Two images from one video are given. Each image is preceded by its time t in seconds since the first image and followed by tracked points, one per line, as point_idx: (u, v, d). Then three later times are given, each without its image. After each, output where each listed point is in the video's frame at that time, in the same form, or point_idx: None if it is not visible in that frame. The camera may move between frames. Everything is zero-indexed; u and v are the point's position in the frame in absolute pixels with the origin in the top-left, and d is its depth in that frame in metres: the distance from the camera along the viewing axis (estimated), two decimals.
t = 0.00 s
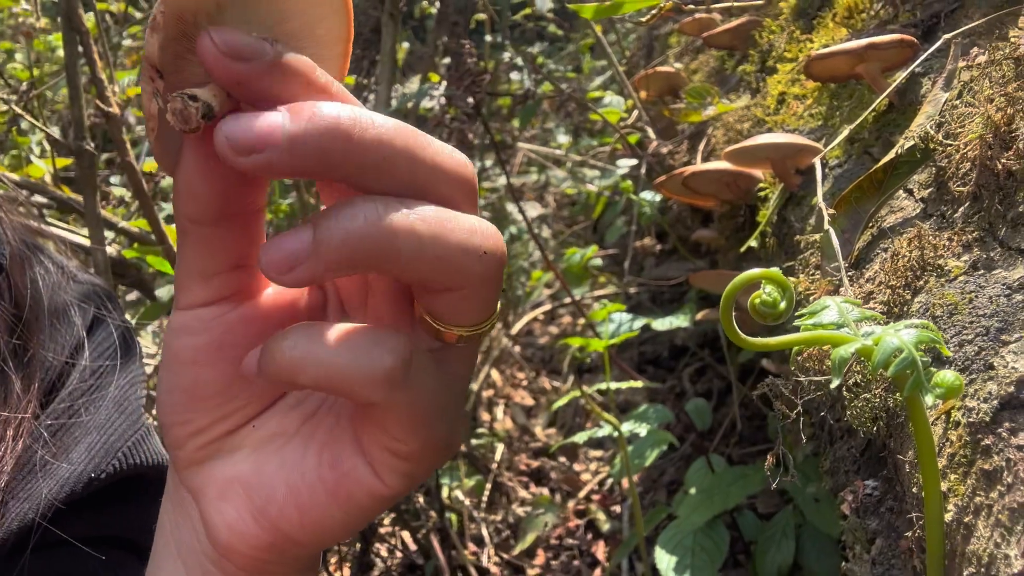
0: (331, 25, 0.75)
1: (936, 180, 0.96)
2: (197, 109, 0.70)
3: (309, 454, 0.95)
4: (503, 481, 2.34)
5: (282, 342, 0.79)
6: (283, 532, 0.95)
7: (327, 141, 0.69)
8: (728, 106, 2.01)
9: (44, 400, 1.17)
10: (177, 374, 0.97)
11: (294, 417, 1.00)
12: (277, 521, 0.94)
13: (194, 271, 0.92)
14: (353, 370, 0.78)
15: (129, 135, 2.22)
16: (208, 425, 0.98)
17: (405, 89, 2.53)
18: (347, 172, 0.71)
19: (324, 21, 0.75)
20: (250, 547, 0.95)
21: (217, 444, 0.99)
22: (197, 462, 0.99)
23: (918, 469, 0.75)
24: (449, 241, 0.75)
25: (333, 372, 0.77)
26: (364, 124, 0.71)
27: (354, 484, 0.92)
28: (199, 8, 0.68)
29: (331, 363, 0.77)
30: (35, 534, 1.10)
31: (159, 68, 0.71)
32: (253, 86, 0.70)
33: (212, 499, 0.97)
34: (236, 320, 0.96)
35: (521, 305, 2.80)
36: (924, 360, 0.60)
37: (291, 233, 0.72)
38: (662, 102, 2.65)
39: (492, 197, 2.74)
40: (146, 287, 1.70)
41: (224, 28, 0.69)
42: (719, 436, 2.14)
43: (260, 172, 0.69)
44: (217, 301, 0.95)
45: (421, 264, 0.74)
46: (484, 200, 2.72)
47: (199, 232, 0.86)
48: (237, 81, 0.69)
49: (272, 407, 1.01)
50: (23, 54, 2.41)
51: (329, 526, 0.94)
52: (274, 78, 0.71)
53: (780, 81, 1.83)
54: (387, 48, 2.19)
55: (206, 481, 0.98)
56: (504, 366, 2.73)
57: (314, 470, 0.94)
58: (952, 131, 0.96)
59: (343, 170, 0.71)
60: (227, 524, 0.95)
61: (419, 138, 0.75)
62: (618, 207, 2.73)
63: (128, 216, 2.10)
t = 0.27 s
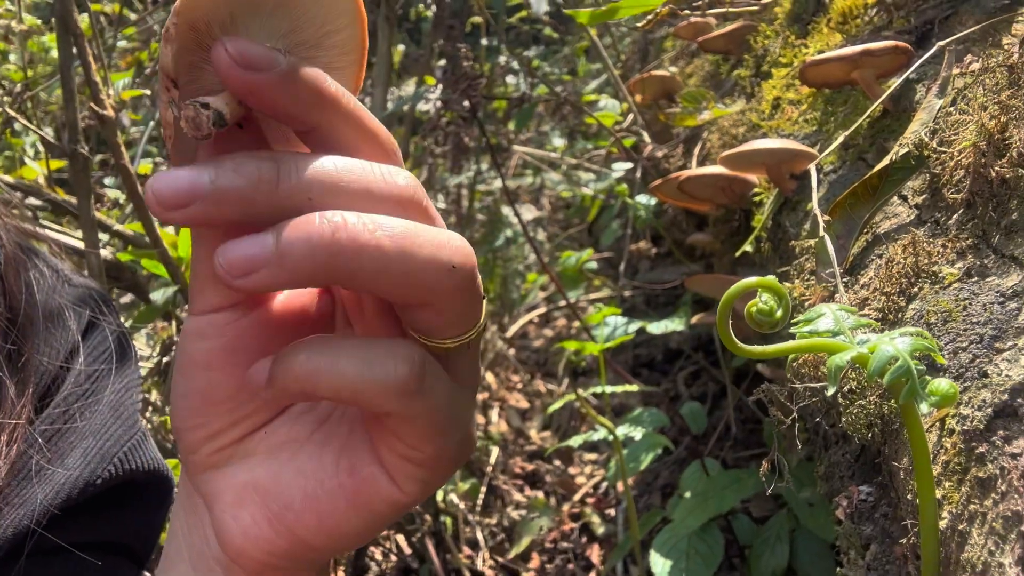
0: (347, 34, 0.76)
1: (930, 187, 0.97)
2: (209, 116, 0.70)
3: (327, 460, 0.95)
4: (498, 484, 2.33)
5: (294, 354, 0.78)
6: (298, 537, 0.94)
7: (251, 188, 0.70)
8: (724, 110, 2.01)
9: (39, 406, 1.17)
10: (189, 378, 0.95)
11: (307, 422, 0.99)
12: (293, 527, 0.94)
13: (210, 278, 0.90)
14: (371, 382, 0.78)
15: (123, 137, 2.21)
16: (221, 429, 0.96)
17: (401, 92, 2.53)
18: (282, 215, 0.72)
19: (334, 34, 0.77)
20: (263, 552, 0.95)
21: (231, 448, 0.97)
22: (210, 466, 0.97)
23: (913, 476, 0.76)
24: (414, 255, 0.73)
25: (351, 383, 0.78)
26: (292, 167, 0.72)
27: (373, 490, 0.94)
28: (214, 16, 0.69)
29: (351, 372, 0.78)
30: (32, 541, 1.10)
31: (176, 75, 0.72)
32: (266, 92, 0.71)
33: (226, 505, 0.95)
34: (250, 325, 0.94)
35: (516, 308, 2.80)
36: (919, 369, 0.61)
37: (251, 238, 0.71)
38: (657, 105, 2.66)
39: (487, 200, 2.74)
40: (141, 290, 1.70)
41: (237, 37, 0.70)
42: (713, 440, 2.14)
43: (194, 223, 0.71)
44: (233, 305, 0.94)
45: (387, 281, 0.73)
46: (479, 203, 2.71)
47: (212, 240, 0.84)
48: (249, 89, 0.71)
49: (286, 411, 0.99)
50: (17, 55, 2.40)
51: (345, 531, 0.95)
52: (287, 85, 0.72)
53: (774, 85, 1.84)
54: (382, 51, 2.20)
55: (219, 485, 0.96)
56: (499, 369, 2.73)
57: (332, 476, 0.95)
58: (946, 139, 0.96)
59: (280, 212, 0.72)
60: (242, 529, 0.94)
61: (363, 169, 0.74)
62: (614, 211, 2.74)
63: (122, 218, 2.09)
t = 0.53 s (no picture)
0: (361, 72, 0.79)
1: (927, 194, 0.98)
2: (227, 141, 0.72)
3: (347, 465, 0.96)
4: (494, 486, 2.33)
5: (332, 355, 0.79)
6: (319, 542, 0.96)
7: (356, 158, 0.69)
8: (720, 115, 2.02)
9: (39, 409, 1.18)
10: (213, 383, 0.98)
11: (328, 428, 1.01)
12: (314, 530, 0.95)
13: (229, 287, 0.92)
14: (403, 385, 0.78)
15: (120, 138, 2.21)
16: (242, 435, 0.99)
17: (398, 95, 2.54)
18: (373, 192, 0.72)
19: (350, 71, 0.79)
20: (283, 555, 0.96)
21: (254, 453, 1.00)
22: (233, 471, 1.00)
23: (911, 481, 0.77)
24: (486, 264, 0.76)
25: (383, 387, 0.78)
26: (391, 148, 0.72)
27: (394, 495, 0.93)
28: (243, 47, 0.70)
29: (384, 375, 0.78)
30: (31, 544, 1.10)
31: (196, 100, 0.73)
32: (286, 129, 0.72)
33: (248, 508, 0.98)
34: (272, 334, 0.96)
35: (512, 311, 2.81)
36: (918, 376, 0.62)
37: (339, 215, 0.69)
38: (654, 109, 2.67)
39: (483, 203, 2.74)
40: (139, 292, 1.70)
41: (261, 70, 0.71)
42: (709, 443, 2.15)
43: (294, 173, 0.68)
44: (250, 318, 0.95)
45: (450, 282, 0.75)
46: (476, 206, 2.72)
47: (229, 254, 0.87)
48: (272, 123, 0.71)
49: (307, 419, 1.02)
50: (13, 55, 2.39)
51: (367, 536, 0.96)
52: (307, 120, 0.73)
53: (771, 91, 1.85)
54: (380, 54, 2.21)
55: (242, 489, 0.99)
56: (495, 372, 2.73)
57: (353, 482, 0.95)
58: (942, 147, 0.98)
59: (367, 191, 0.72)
60: (263, 532, 0.96)
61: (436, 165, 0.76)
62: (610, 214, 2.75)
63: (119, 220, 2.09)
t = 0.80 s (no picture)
0: (369, 87, 0.81)
1: (924, 197, 1.00)
2: (238, 157, 0.72)
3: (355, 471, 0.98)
4: (492, 486, 2.34)
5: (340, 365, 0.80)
6: (329, 548, 0.96)
7: (327, 197, 0.72)
8: (718, 118, 2.04)
9: (45, 409, 1.18)
10: (222, 393, 0.99)
11: (335, 436, 1.02)
12: (324, 536, 0.96)
13: (236, 298, 0.93)
14: (411, 396, 0.81)
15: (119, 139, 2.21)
16: (251, 442, 1.00)
17: (397, 97, 2.55)
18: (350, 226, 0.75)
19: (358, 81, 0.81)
20: (294, 561, 0.96)
21: (263, 460, 1.00)
22: (244, 478, 1.01)
23: (910, 478, 0.78)
24: (463, 278, 0.78)
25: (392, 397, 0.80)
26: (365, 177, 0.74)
27: (401, 500, 0.96)
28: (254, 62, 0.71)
29: (393, 385, 0.80)
30: (38, 543, 1.10)
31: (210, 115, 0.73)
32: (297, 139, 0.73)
33: (259, 515, 0.98)
34: (278, 342, 0.97)
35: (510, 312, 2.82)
36: (919, 375, 0.63)
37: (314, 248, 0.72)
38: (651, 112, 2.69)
39: (482, 205, 2.76)
40: (140, 293, 1.71)
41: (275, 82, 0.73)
42: (705, 443, 2.17)
43: (278, 227, 0.73)
44: (259, 325, 0.96)
45: (434, 300, 0.77)
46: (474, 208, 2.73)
47: (235, 263, 0.87)
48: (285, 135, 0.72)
49: (313, 426, 1.04)
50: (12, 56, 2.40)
51: (374, 542, 0.97)
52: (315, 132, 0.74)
53: (768, 95, 1.87)
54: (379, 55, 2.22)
55: (253, 496, 1.00)
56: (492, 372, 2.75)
57: (362, 488, 0.97)
58: (940, 151, 0.99)
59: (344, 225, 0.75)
60: (275, 538, 0.96)
61: (418, 185, 0.78)
62: (608, 216, 2.76)
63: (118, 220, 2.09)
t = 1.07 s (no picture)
0: (388, 131, 0.84)
1: (926, 212, 1.02)
2: (242, 214, 0.78)
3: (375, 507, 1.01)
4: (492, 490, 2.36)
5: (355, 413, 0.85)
6: None
7: (338, 249, 0.76)
8: (719, 126, 2.06)
9: (59, 420, 1.21)
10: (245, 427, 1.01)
11: (353, 468, 1.04)
12: (342, 567, 0.99)
13: (255, 335, 0.96)
14: (426, 448, 0.85)
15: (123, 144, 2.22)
16: (276, 471, 1.02)
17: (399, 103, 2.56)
18: (360, 276, 0.78)
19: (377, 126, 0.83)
20: None
21: (285, 489, 1.02)
22: (266, 505, 1.03)
23: (915, 490, 0.80)
24: (460, 335, 0.80)
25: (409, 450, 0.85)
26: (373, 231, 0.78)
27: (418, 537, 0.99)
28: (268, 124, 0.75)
29: (412, 438, 0.85)
30: (58, 556, 1.13)
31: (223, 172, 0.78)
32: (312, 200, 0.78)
33: (281, 544, 1.01)
34: (297, 377, 1.00)
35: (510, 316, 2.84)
36: (926, 392, 0.65)
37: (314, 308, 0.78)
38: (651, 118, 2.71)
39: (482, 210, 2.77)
40: (148, 299, 1.72)
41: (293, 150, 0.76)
42: (704, 448, 2.19)
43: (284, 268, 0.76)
44: (280, 360, 1.00)
45: (432, 357, 0.80)
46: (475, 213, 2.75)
47: (249, 305, 0.91)
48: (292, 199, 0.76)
49: (332, 457, 1.05)
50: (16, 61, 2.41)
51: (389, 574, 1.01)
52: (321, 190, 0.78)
53: (768, 104, 1.89)
54: (381, 61, 2.24)
55: (275, 524, 1.02)
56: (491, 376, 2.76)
57: (381, 522, 1.00)
58: (941, 168, 1.02)
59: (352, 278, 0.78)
60: (295, 568, 1.00)
61: (426, 241, 0.81)
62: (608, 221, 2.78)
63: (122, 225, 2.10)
